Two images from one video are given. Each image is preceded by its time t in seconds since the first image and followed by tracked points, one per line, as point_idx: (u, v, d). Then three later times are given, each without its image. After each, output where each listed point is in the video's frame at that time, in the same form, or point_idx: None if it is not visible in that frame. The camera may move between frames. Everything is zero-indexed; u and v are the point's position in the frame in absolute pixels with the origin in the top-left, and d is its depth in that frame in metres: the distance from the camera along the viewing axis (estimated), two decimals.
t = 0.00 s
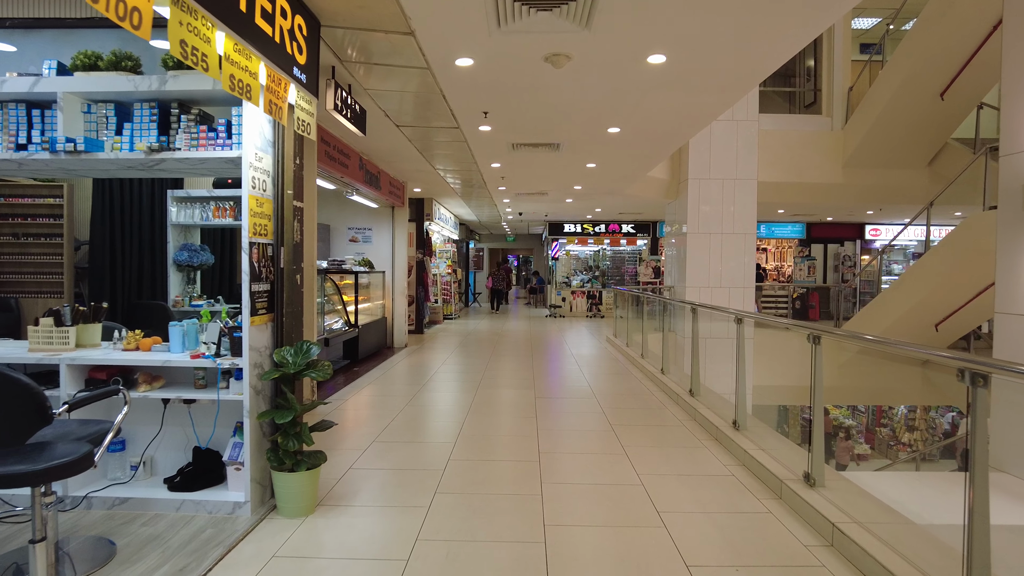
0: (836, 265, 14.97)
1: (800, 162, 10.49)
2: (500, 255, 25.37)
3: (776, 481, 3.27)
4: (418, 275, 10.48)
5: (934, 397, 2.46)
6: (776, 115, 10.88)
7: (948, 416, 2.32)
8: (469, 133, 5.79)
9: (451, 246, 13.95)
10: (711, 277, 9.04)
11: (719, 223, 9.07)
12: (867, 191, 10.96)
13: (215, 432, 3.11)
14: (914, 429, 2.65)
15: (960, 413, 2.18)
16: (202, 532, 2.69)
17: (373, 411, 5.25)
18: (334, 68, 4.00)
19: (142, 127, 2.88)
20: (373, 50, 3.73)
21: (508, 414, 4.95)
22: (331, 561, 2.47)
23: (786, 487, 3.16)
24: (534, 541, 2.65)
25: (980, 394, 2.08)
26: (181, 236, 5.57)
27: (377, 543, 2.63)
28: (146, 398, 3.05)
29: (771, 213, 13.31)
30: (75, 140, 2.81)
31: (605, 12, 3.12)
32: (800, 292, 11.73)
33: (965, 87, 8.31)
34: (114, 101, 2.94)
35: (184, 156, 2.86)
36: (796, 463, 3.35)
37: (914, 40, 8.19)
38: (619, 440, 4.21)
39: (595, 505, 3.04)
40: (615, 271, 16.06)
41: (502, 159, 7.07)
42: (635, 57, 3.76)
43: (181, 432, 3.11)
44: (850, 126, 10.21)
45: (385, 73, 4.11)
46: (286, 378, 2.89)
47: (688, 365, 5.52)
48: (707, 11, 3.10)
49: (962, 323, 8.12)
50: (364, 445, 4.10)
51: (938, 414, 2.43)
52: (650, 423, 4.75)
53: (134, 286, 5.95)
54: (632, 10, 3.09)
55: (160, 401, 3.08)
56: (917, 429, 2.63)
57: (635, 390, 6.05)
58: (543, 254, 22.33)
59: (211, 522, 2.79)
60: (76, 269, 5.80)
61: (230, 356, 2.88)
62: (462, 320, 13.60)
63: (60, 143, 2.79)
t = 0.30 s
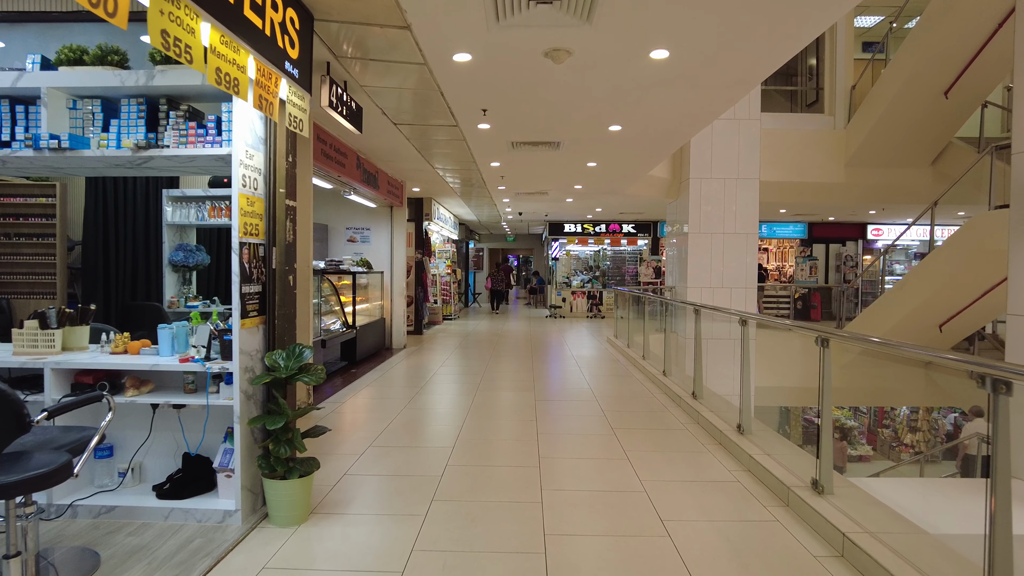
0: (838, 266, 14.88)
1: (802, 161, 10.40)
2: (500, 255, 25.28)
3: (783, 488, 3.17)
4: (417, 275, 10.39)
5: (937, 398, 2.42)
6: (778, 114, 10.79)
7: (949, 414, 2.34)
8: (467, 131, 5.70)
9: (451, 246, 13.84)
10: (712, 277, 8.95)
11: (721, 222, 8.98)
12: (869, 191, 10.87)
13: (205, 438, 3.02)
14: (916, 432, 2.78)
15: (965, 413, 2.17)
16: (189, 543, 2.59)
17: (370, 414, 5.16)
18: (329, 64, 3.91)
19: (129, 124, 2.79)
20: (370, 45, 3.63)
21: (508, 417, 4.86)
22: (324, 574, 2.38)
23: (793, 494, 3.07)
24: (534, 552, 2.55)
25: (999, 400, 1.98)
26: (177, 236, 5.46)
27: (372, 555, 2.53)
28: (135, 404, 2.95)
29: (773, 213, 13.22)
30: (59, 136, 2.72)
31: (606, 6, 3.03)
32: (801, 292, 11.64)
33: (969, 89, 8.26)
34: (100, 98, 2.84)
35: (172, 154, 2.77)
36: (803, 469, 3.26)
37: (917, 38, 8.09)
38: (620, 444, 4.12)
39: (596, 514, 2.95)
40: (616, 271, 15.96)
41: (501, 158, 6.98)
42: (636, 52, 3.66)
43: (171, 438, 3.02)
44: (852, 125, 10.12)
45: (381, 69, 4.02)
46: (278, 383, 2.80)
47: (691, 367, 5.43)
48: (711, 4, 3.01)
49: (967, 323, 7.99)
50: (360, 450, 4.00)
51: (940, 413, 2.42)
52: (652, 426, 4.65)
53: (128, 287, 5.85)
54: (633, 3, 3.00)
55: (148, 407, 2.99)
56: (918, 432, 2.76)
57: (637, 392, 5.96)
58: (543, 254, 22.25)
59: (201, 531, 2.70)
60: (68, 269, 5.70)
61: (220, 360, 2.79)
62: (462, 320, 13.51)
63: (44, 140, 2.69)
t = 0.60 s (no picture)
0: (841, 266, 14.77)
1: (805, 160, 10.31)
2: (500, 256, 25.16)
3: (793, 495, 3.07)
4: (416, 275, 10.29)
5: (937, 399, 2.41)
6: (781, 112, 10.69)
7: (948, 417, 2.36)
8: (467, 128, 5.61)
9: (451, 246, 13.73)
10: (715, 277, 8.85)
11: (724, 222, 8.88)
12: (872, 190, 10.77)
13: (195, 441, 2.92)
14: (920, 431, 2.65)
15: (966, 415, 2.17)
16: (177, 551, 2.50)
17: (367, 416, 5.06)
18: (325, 58, 3.81)
19: (116, 117, 2.70)
20: (366, 38, 3.53)
21: (508, 420, 4.76)
22: None
23: (803, 500, 2.97)
24: (534, 561, 2.46)
25: None
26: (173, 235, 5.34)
27: (367, 564, 2.44)
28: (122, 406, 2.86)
29: (776, 212, 13.11)
30: (43, 130, 2.62)
31: None
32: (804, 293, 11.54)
33: (974, 87, 8.12)
34: (87, 90, 2.75)
35: (160, 148, 2.68)
36: (813, 474, 3.16)
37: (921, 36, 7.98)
38: (623, 447, 4.01)
39: (599, 521, 2.85)
40: (617, 271, 15.85)
41: (501, 156, 6.88)
42: (640, 44, 3.56)
43: (160, 441, 2.93)
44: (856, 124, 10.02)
45: (378, 63, 3.92)
46: (270, 385, 2.71)
47: (694, 369, 5.33)
48: None
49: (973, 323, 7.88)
50: (357, 453, 3.91)
51: (939, 416, 2.42)
52: (655, 429, 4.56)
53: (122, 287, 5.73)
54: None
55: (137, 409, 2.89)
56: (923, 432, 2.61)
57: (639, 394, 5.87)
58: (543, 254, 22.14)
59: (190, 539, 2.60)
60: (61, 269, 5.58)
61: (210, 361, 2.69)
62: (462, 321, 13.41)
63: (27, 134, 2.60)
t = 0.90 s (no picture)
0: (844, 266, 14.67)
1: (809, 159, 10.20)
2: (500, 256, 25.05)
3: (804, 502, 2.97)
4: (416, 275, 10.19)
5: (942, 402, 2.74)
6: (784, 111, 10.57)
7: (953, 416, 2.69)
8: (467, 125, 5.51)
9: (450, 245, 13.60)
10: (717, 278, 8.75)
11: (727, 221, 8.77)
12: (876, 190, 10.66)
13: (184, 446, 2.82)
14: (924, 433, 2.97)
15: (971, 416, 2.43)
16: (163, 561, 2.39)
17: (365, 418, 4.96)
18: (320, 50, 3.71)
19: (101, 110, 2.60)
20: (363, 30, 3.42)
21: (509, 423, 4.65)
22: None
23: (814, 508, 2.87)
24: (536, 573, 2.35)
25: None
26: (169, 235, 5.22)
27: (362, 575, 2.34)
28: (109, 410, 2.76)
29: (779, 212, 13.00)
30: (24, 123, 2.52)
31: None
32: (807, 293, 11.45)
33: (981, 82, 7.96)
34: (71, 81, 2.65)
35: (147, 141, 2.58)
36: (824, 480, 3.05)
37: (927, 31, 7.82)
38: (627, 452, 3.91)
39: (604, 530, 2.74)
40: (618, 271, 15.73)
41: (501, 154, 6.78)
42: (646, 35, 3.45)
43: (147, 446, 2.82)
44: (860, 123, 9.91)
45: (377, 56, 3.82)
46: (261, 388, 2.60)
47: (699, 371, 5.22)
48: None
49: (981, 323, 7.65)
50: (353, 457, 3.80)
51: (944, 416, 2.76)
52: (659, 432, 4.45)
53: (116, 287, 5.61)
54: None
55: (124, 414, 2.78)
56: (925, 434, 2.99)
57: (641, 396, 5.77)
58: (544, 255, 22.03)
59: (177, 548, 2.50)
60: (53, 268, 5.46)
61: (199, 364, 2.59)
62: (462, 321, 13.31)
63: (8, 126, 2.50)
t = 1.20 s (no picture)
0: (847, 266, 14.58)
1: (813, 158, 10.09)
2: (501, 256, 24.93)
3: (815, 510, 2.87)
4: (416, 275, 10.09)
5: (943, 403, 2.58)
6: (788, 109, 10.46)
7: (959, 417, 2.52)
8: (467, 123, 5.40)
9: (450, 245, 13.49)
10: (720, 278, 8.64)
11: (730, 221, 8.66)
12: (880, 189, 10.55)
13: (173, 453, 2.72)
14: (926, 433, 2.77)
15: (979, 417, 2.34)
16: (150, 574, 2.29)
17: (362, 421, 4.86)
18: (316, 44, 3.60)
19: (86, 104, 2.50)
20: (360, 22, 3.31)
21: (510, 427, 4.55)
22: None
23: (826, 517, 2.77)
24: None
25: None
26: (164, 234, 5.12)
27: None
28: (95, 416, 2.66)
29: (782, 212, 12.89)
30: (5, 116, 2.42)
31: None
32: (810, 294, 11.33)
33: (988, 79, 7.83)
34: (55, 74, 2.55)
35: (133, 136, 2.48)
36: (837, 488, 2.94)
37: (932, 29, 7.72)
38: (631, 457, 3.81)
39: (607, 542, 2.63)
40: (620, 271, 15.62)
41: (502, 152, 6.66)
42: (650, 28, 3.33)
43: (135, 453, 2.72)
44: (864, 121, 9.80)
45: (374, 50, 3.70)
46: (252, 393, 2.50)
47: (703, 373, 5.11)
48: None
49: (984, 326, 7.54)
50: (350, 463, 3.69)
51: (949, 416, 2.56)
52: (663, 436, 4.35)
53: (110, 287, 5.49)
54: None
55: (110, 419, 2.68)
56: (930, 435, 2.77)
57: (644, 399, 5.66)
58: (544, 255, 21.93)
59: (164, 560, 2.39)
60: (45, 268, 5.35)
61: (188, 368, 2.49)
62: (462, 321, 13.21)
63: None
